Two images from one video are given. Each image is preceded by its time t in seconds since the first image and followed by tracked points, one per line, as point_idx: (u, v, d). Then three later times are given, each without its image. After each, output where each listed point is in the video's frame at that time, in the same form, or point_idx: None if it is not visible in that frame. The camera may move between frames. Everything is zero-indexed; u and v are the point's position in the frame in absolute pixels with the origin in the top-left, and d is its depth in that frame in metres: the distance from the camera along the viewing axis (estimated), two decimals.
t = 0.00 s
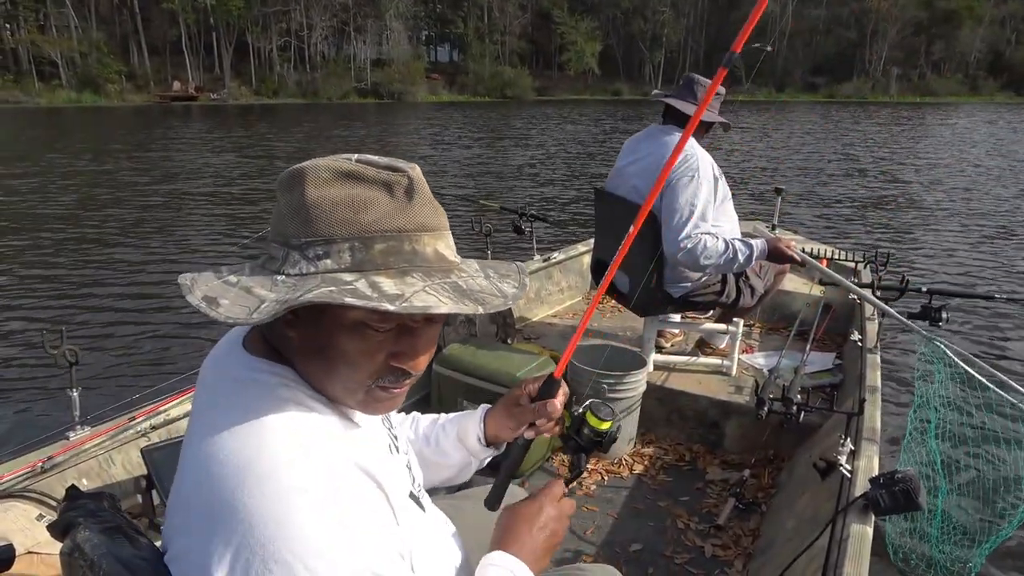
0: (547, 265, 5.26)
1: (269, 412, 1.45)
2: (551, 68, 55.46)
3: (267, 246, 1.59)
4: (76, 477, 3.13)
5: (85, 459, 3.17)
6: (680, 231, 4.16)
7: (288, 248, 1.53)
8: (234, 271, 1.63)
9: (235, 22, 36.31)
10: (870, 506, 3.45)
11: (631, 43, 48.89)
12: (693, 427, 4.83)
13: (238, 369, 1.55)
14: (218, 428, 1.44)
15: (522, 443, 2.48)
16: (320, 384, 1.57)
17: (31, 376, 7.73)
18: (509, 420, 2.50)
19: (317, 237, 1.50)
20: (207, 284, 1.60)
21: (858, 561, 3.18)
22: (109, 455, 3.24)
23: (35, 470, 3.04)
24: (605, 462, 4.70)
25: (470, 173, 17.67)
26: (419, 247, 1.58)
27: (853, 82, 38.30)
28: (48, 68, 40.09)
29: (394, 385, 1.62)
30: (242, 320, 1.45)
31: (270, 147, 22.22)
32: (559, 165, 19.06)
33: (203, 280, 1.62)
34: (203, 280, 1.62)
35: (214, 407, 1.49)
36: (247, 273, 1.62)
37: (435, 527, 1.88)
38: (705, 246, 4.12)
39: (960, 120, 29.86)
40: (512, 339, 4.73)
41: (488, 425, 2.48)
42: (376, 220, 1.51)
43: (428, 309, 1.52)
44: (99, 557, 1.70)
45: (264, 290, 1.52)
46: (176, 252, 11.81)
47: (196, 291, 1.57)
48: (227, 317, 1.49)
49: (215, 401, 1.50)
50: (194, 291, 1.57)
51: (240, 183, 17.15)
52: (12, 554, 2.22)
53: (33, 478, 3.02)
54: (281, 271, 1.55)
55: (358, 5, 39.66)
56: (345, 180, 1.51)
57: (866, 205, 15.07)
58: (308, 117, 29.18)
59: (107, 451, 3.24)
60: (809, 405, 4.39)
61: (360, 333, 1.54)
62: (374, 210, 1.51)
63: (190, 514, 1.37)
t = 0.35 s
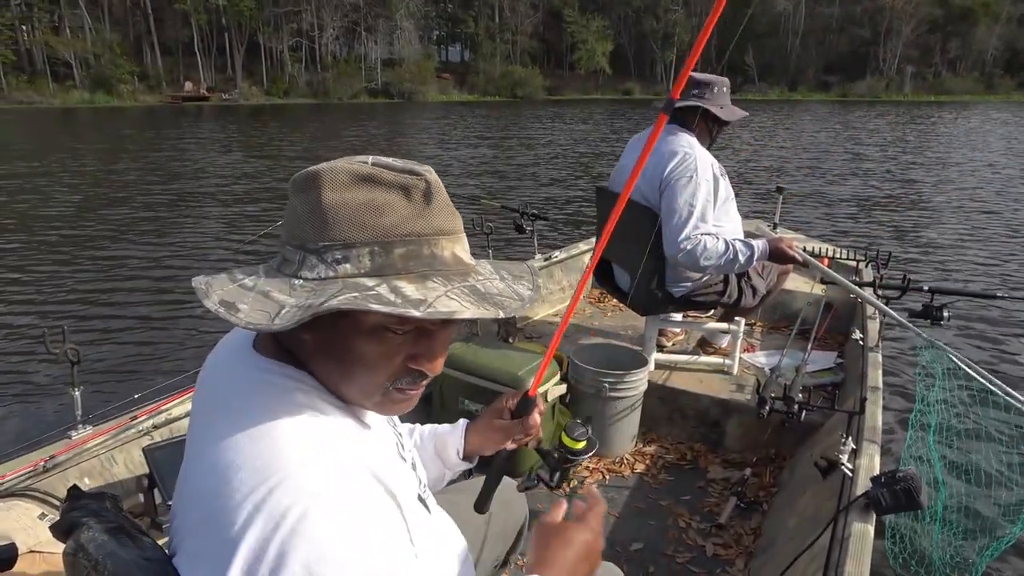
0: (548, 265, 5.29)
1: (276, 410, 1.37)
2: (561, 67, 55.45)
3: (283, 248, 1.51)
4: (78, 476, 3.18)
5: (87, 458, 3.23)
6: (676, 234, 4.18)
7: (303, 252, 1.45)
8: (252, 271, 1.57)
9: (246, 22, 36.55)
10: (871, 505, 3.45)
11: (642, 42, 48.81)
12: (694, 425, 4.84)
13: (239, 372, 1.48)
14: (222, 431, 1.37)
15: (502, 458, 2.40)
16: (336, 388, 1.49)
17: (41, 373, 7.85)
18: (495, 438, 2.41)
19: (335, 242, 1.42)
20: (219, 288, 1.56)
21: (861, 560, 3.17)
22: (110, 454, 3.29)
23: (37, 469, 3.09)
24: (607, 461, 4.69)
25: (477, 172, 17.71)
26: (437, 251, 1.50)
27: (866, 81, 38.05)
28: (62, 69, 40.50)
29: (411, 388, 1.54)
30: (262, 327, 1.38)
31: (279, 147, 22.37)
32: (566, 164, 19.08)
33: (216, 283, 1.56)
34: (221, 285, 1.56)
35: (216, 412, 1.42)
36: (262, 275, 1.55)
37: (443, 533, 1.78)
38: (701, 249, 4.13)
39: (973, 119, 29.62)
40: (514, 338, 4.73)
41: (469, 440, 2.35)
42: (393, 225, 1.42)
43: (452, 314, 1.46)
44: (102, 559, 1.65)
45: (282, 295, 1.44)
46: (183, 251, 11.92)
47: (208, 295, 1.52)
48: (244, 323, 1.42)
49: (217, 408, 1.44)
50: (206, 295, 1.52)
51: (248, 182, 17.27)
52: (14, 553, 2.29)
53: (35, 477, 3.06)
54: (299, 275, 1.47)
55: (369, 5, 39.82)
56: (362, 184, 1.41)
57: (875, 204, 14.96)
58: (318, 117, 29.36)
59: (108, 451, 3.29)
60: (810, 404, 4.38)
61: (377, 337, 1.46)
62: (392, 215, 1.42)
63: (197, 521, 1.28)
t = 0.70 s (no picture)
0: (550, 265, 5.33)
1: (289, 424, 1.31)
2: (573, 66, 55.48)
3: (311, 256, 1.45)
4: (81, 478, 3.21)
5: (91, 458, 3.26)
6: (664, 238, 4.24)
7: (336, 261, 1.42)
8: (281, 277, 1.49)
9: (260, 22, 36.75)
10: (875, 506, 3.44)
11: (655, 43, 48.69)
12: (697, 425, 4.83)
13: (238, 387, 1.42)
14: (228, 455, 1.31)
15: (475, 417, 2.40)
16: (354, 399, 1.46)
17: (56, 372, 7.96)
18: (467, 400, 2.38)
19: (374, 250, 1.40)
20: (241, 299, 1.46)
21: (863, 560, 3.17)
22: (112, 455, 3.33)
23: (40, 469, 3.14)
24: (610, 461, 4.68)
25: (487, 172, 17.77)
26: (475, 254, 1.50)
27: (882, 82, 37.74)
28: (77, 68, 40.88)
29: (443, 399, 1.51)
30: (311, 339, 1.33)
31: (291, 146, 22.50)
32: (576, 164, 19.07)
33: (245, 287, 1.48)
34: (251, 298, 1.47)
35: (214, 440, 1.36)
36: (292, 284, 1.49)
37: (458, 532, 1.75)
38: (687, 255, 4.18)
39: (990, 120, 29.33)
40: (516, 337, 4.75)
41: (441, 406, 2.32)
42: (430, 229, 1.41)
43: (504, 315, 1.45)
44: (116, 569, 1.62)
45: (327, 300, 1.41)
46: (194, 250, 12.02)
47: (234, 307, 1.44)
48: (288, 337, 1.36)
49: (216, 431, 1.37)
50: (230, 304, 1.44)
51: (259, 181, 17.40)
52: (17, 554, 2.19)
53: (38, 476, 3.11)
54: (336, 286, 1.43)
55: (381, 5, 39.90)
56: (394, 191, 1.39)
57: (885, 205, 14.88)
58: (330, 117, 29.51)
59: (111, 451, 3.33)
60: (814, 404, 4.37)
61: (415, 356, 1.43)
62: (431, 220, 1.41)
63: (214, 551, 1.25)
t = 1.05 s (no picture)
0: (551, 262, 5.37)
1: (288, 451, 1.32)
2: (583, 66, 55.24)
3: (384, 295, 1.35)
4: (82, 475, 3.27)
5: (91, 455, 3.31)
6: (662, 235, 4.26)
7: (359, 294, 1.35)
8: (312, 326, 1.35)
9: (270, 22, 36.85)
10: (876, 503, 3.44)
11: (665, 42, 48.47)
12: (698, 423, 4.84)
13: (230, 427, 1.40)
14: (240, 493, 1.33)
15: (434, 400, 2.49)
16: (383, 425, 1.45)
17: (65, 369, 8.04)
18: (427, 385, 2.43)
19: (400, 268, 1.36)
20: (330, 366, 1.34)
21: (864, 557, 3.19)
22: (113, 452, 3.38)
23: (41, 466, 3.18)
24: (610, 459, 4.68)
25: (494, 172, 17.74)
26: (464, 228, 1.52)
27: (895, 80, 37.39)
28: (90, 70, 41.20)
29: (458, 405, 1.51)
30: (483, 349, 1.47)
31: (300, 146, 22.58)
32: (583, 164, 19.05)
33: (337, 377, 1.32)
34: (329, 354, 1.34)
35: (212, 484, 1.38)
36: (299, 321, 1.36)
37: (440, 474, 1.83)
38: (685, 251, 4.20)
39: (1005, 117, 28.98)
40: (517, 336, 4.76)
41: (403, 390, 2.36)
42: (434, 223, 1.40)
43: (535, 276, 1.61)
44: None
45: (461, 314, 1.45)
46: (203, 249, 12.10)
47: (331, 394, 1.31)
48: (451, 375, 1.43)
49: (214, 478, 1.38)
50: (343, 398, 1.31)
51: (266, 181, 17.42)
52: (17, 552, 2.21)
53: (39, 473, 3.15)
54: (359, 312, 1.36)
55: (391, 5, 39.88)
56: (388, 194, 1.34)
57: (896, 203, 14.77)
58: (339, 117, 29.60)
59: (111, 448, 3.38)
60: (814, 402, 4.37)
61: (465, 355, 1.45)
62: (430, 214, 1.39)
63: None
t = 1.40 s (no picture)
0: (549, 259, 5.41)
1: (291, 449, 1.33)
2: (591, 65, 55.22)
3: (386, 284, 1.41)
4: (80, 472, 3.34)
5: (89, 452, 3.37)
6: (659, 231, 4.27)
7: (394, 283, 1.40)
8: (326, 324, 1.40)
9: (278, 24, 36.99)
10: (873, 498, 3.44)
11: (675, 40, 48.32)
12: (696, 419, 4.86)
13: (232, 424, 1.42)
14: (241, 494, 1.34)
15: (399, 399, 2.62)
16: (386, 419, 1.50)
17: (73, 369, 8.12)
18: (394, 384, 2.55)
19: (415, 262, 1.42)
20: (353, 357, 1.39)
21: (861, 552, 3.22)
22: (111, 449, 3.44)
23: (38, 464, 3.21)
24: (609, 455, 4.70)
25: (500, 171, 17.78)
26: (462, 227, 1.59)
27: (908, 77, 37.03)
28: (101, 74, 41.54)
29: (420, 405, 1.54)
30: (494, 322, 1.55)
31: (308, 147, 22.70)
32: (590, 163, 19.05)
33: (342, 359, 1.39)
34: (349, 346, 1.40)
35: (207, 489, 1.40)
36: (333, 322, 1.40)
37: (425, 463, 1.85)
38: (682, 247, 4.21)
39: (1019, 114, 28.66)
40: (516, 333, 4.79)
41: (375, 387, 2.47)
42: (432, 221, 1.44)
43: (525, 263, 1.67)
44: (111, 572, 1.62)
45: (460, 296, 1.51)
46: (211, 250, 12.19)
47: (371, 381, 1.37)
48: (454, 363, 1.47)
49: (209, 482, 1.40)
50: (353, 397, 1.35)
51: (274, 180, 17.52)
52: (17, 548, 2.24)
53: (37, 471, 3.20)
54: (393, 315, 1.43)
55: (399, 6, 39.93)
56: (409, 196, 1.39)
57: (903, 200, 14.71)
58: (348, 118, 29.72)
59: (110, 445, 3.44)
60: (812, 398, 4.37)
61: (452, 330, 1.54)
62: (429, 216, 1.43)
63: None
